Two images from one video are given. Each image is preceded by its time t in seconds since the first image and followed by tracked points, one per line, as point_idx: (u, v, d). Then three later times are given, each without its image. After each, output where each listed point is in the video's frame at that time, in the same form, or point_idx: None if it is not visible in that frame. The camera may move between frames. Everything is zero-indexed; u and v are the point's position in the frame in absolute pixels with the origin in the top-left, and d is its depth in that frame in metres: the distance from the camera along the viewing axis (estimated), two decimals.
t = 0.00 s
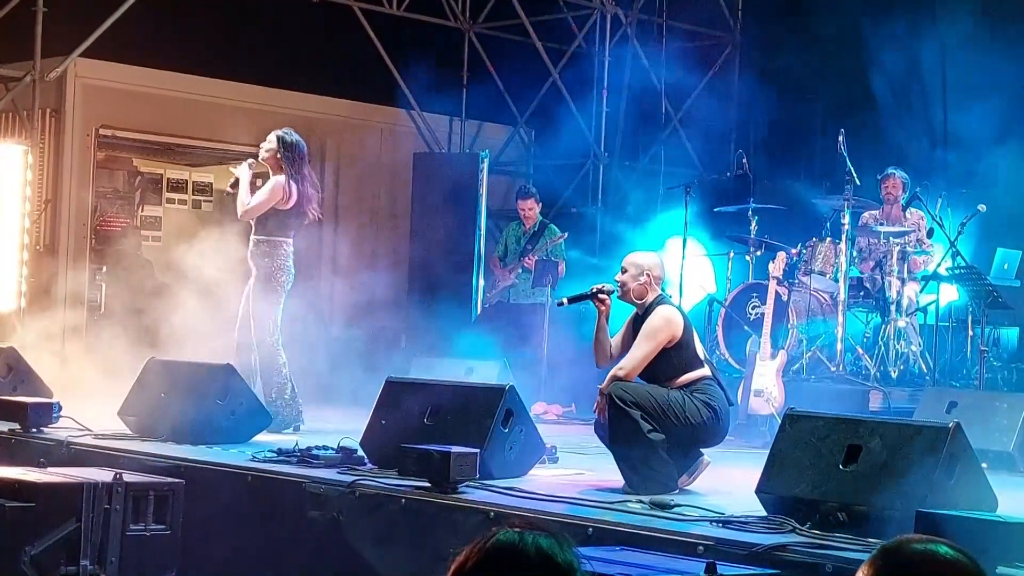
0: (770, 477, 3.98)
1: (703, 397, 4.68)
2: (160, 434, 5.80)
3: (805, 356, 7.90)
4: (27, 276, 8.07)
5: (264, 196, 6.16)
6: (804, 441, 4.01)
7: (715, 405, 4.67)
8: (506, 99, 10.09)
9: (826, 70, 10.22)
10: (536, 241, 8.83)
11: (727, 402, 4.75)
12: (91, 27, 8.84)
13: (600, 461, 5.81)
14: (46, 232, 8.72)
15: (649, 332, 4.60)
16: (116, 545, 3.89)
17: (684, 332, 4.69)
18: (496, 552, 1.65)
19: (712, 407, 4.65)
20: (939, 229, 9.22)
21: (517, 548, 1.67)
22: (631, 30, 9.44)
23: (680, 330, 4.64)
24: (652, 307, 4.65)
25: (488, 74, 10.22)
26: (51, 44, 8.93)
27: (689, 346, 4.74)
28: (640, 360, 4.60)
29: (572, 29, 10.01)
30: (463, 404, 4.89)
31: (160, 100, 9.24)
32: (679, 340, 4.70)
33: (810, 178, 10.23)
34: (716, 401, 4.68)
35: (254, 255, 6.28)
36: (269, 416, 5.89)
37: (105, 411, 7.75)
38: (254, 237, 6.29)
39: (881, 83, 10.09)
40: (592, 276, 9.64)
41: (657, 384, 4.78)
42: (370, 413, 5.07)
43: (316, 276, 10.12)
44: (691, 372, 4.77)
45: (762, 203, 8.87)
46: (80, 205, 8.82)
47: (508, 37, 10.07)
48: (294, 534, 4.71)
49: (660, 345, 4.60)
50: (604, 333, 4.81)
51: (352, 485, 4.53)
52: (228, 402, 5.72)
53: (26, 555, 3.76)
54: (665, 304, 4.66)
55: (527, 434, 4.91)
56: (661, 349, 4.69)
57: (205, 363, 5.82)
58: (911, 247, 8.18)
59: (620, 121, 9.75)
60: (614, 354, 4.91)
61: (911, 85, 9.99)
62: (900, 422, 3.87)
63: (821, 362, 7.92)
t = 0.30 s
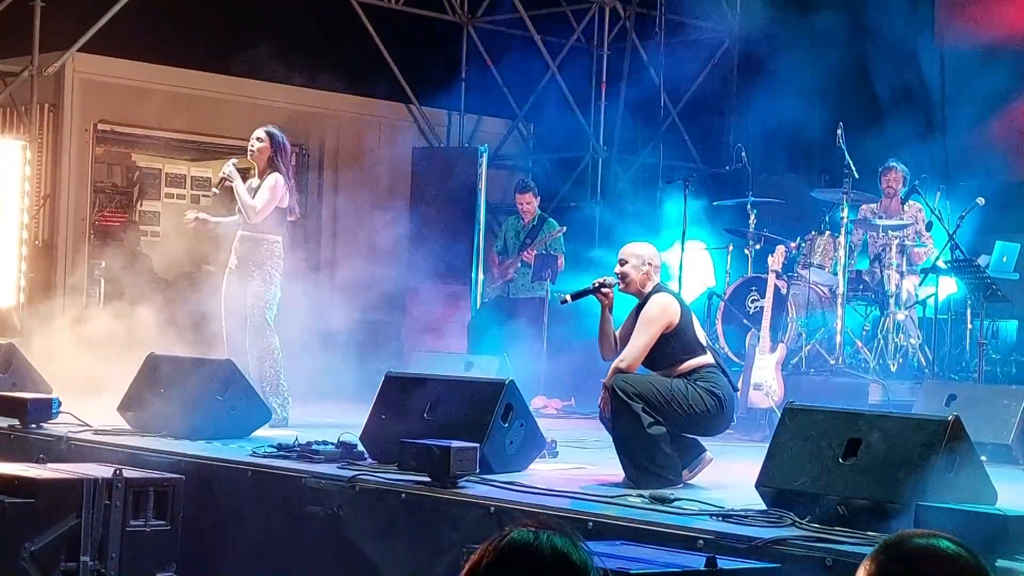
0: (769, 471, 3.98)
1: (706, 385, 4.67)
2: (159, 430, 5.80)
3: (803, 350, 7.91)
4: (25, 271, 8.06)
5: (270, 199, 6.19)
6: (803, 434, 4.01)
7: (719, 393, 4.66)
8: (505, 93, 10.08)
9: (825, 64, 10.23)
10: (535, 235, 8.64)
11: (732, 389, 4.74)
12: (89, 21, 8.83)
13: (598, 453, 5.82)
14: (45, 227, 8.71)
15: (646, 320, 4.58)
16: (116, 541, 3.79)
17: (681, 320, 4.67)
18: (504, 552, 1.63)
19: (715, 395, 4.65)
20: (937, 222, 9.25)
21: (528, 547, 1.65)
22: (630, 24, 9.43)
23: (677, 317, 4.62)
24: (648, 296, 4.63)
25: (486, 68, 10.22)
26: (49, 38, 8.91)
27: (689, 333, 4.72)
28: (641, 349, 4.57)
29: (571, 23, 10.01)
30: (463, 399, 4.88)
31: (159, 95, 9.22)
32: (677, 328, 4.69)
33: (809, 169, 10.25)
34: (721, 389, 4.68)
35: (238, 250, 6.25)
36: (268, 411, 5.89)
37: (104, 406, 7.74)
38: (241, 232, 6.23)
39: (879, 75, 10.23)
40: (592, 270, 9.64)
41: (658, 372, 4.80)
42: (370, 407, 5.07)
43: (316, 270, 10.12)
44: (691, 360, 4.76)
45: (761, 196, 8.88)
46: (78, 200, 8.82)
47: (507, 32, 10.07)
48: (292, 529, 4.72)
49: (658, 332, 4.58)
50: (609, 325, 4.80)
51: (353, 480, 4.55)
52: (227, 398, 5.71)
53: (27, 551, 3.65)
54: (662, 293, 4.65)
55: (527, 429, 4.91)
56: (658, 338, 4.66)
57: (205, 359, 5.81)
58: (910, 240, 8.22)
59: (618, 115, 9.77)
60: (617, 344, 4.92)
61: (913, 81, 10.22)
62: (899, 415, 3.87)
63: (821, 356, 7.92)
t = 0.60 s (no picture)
0: (767, 466, 3.98)
1: (697, 374, 4.66)
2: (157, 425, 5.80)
3: (801, 345, 7.93)
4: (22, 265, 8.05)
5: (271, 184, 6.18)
6: (801, 428, 4.01)
7: (713, 383, 4.65)
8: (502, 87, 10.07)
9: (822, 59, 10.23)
10: (535, 229, 8.64)
11: (727, 377, 4.73)
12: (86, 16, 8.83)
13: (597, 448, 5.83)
14: (42, 221, 8.71)
15: (632, 315, 4.57)
16: (115, 536, 3.75)
17: (673, 314, 4.65)
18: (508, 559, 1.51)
19: (707, 385, 4.64)
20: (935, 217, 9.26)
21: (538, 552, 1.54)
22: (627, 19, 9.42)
23: (666, 309, 4.60)
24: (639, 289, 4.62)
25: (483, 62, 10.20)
26: (46, 33, 8.90)
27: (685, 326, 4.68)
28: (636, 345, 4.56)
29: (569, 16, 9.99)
30: (461, 394, 4.88)
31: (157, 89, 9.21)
32: (667, 319, 4.66)
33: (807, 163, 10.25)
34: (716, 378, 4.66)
35: (231, 240, 6.22)
36: (267, 406, 5.89)
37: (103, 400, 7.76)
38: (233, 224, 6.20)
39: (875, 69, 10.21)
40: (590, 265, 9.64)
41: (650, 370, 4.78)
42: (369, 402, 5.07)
43: (314, 265, 10.12)
44: (685, 350, 4.71)
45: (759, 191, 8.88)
46: (76, 195, 8.81)
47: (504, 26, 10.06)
48: (291, 523, 4.72)
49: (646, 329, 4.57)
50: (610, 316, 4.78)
51: (350, 474, 4.53)
52: (226, 393, 5.71)
53: (26, 546, 3.67)
54: (658, 291, 4.62)
55: (525, 421, 4.92)
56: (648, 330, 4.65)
57: (203, 354, 5.81)
58: (907, 234, 8.24)
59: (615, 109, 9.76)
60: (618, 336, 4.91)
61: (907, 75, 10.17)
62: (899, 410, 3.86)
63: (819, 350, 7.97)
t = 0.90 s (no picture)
0: (766, 460, 3.99)
1: (695, 318, 4.66)
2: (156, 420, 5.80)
3: (800, 340, 7.92)
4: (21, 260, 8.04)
5: (267, 185, 6.14)
6: (799, 422, 4.02)
7: (714, 322, 4.65)
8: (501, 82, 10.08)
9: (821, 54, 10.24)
10: (534, 224, 8.62)
11: (730, 313, 4.73)
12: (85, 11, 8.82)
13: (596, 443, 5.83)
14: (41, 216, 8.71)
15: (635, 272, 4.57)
16: (113, 530, 3.75)
17: (672, 262, 4.64)
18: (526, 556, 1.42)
19: (706, 326, 4.65)
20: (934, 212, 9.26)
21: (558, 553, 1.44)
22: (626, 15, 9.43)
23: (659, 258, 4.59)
24: (638, 238, 4.61)
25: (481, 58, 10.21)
26: (45, 28, 8.90)
27: (687, 274, 4.67)
28: (645, 304, 4.58)
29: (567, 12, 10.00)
30: (459, 389, 4.88)
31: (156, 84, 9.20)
32: (665, 265, 4.64)
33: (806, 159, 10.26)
34: (716, 317, 4.67)
35: (231, 237, 6.21)
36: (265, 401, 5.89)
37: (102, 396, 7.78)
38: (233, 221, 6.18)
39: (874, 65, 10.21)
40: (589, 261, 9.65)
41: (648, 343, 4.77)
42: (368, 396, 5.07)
43: (313, 260, 10.13)
44: (686, 292, 4.70)
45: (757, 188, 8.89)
46: (74, 190, 8.81)
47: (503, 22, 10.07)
48: (288, 518, 4.72)
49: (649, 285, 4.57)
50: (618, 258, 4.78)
51: (349, 469, 4.53)
52: (224, 388, 5.71)
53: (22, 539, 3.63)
54: (657, 244, 4.61)
55: (523, 416, 4.92)
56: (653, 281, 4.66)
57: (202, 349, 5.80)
58: (905, 228, 8.21)
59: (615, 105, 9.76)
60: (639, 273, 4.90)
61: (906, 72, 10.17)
62: (898, 405, 3.87)
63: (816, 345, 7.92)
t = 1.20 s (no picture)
0: (764, 456, 4.00)
1: (692, 282, 4.53)
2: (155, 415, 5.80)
3: (800, 335, 7.85)
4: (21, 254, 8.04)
5: (260, 176, 6.08)
6: (798, 417, 4.02)
7: (711, 280, 4.51)
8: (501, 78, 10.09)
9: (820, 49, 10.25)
10: (533, 219, 8.62)
11: (732, 270, 4.57)
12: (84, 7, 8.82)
13: (596, 437, 5.84)
14: (41, 212, 8.71)
15: (644, 220, 4.48)
16: (113, 526, 3.75)
17: (683, 212, 4.53)
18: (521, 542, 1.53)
19: (702, 285, 4.51)
20: (934, 207, 9.27)
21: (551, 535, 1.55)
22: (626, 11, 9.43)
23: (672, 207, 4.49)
24: (649, 188, 4.53)
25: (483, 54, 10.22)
26: (44, 23, 8.89)
27: (695, 227, 4.54)
28: (653, 249, 4.46)
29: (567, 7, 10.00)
30: (459, 384, 4.87)
31: (156, 78, 9.17)
32: (675, 217, 4.54)
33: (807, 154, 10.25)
34: (712, 274, 4.52)
35: (231, 232, 6.21)
36: (264, 396, 5.89)
37: (101, 392, 7.79)
38: (233, 216, 6.18)
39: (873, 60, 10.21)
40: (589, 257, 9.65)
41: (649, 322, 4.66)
42: (367, 391, 5.07)
43: (311, 254, 10.14)
44: (690, 247, 4.58)
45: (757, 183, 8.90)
46: (74, 186, 8.81)
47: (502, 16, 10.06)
48: (290, 514, 4.73)
49: (657, 229, 4.47)
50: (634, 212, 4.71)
51: (349, 465, 4.54)
52: (224, 383, 5.70)
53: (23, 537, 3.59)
54: (667, 189, 4.52)
55: (523, 411, 4.93)
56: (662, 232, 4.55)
57: (201, 344, 5.79)
58: (904, 224, 8.19)
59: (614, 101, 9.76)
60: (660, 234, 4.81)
61: (906, 67, 10.17)
62: (897, 399, 3.87)
63: (816, 341, 7.82)
